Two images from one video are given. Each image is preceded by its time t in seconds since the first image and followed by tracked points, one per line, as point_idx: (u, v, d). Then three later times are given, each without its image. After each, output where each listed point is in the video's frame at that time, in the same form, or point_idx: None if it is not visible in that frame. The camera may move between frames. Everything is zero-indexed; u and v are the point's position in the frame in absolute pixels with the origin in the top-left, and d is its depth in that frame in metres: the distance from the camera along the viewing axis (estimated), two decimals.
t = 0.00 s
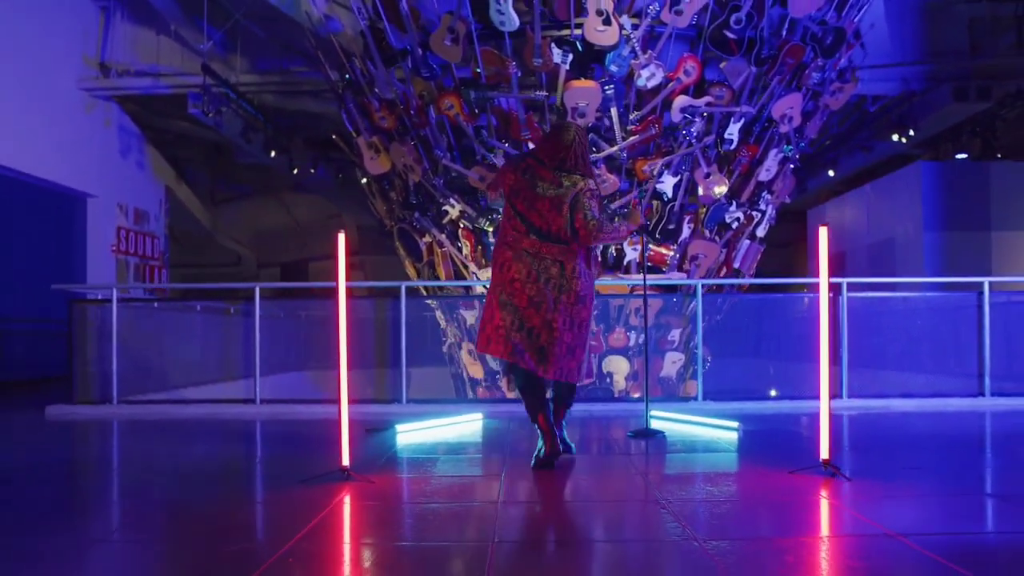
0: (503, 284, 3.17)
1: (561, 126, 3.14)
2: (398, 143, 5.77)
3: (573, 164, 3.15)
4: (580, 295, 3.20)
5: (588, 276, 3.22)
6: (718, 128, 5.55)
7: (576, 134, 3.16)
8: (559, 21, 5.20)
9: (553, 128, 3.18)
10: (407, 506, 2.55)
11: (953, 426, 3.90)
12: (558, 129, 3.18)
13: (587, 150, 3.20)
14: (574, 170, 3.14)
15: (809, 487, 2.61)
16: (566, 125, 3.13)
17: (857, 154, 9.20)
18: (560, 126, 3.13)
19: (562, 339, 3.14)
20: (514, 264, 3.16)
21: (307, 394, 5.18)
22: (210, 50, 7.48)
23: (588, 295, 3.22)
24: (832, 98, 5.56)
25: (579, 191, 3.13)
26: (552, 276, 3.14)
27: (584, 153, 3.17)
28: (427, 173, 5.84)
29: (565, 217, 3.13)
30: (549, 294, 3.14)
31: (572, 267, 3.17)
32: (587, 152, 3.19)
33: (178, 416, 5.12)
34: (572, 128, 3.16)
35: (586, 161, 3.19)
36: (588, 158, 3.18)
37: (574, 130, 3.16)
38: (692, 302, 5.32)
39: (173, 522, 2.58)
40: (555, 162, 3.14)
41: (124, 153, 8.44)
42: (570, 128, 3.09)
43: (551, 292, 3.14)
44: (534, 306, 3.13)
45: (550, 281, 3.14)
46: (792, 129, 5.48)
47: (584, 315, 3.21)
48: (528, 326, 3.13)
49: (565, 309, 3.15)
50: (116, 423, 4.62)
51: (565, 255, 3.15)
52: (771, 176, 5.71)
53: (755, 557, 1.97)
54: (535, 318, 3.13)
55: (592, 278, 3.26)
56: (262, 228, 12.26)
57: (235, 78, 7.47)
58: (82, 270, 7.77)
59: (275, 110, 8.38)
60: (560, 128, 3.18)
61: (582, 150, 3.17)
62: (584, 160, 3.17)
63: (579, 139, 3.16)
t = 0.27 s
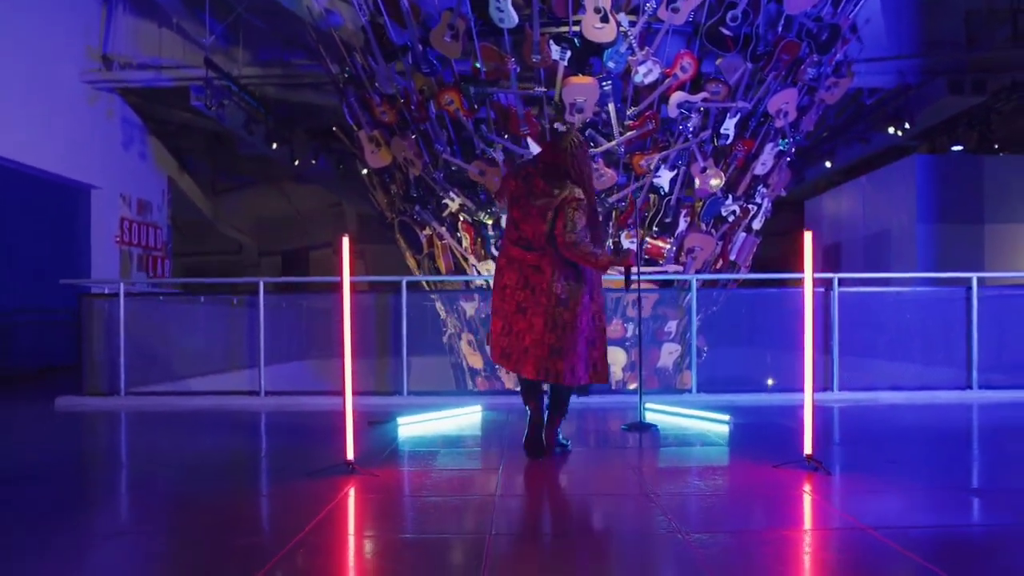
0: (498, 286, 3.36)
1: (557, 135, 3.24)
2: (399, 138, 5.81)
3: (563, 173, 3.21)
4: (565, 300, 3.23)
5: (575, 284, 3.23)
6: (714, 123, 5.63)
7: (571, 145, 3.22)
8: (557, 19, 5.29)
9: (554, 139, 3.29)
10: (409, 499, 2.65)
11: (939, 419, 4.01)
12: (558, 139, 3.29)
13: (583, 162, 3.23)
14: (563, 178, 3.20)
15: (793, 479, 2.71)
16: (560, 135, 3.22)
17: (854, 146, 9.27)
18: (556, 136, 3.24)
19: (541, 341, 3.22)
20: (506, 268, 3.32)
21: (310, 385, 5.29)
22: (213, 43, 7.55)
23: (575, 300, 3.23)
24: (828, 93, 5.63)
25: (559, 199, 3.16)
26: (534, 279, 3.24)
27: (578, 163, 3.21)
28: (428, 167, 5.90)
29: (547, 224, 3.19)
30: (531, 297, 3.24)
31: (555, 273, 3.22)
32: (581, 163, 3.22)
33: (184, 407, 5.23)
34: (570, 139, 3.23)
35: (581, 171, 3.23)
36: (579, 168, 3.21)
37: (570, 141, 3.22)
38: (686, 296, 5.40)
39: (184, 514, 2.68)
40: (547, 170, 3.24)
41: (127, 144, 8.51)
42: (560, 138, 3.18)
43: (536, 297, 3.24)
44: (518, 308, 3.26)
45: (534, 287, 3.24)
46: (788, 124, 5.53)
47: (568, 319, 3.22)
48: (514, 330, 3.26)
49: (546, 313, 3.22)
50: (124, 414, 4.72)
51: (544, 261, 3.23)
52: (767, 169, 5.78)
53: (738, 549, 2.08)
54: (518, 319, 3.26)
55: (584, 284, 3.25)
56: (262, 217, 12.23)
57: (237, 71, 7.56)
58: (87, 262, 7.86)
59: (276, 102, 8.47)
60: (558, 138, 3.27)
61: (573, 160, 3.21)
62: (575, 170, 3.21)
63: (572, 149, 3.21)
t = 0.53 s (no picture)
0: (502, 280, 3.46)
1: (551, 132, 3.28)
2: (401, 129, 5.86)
3: (556, 169, 3.25)
4: (558, 290, 3.29)
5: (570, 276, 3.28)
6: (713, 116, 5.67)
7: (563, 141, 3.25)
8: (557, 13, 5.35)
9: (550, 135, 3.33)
10: (412, 492, 2.72)
11: (932, 411, 4.08)
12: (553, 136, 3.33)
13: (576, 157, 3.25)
14: (556, 174, 3.25)
15: (786, 474, 2.79)
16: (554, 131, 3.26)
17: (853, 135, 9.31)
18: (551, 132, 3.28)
19: (538, 332, 3.29)
20: (507, 263, 3.41)
21: (314, 375, 5.35)
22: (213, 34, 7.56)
23: (566, 289, 3.29)
24: (826, 85, 5.68)
25: (552, 195, 3.22)
26: (531, 273, 3.32)
27: (570, 159, 3.24)
28: (429, 160, 5.92)
29: (540, 217, 3.26)
30: (528, 289, 3.32)
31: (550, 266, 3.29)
32: (575, 158, 3.24)
33: (190, 398, 5.30)
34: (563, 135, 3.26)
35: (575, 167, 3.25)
36: (572, 163, 3.23)
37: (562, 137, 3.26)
38: (685, 288, 5.46)
39: (194, 506, 2.75)
40: (542, 167, 3.29)
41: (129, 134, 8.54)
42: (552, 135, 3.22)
43: (531, 289, 3.32)
44: (517, 301, 3.35)
45: (529, 278, 3.32)
46: (785, 116, 5.57)
47: (560, 308, 3.27)
48: (513, 321, 3.34)
49: (540, 303, 3.29)
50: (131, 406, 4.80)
51: (539, 254, 3.30)
52: (765, 161, 5.83)
53: (732, 543, 2.15)
54: (518, 312, 3.34)
55: (576, 274, 3.30)
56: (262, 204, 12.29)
57: (238, 62, 7.58)
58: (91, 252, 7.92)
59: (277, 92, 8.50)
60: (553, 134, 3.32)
61: (565, 155, 3.24)
62: (569, 165, 3.24)
63: (563, 145, 3.24)
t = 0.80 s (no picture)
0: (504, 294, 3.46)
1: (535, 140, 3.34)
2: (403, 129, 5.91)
3: (547, 175, 3.31)
4: (568, 290, 3.34)
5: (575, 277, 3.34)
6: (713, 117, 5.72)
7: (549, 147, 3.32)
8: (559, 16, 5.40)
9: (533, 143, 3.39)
10: (418, 496, 2.77)
11: (927, 412, 4.15)
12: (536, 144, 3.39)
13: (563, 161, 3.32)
14: (548, 180, 3.31)
15: (782, 478, 2.84)
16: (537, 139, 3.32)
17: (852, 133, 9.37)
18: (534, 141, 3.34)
19: (554, 335, 3.32)
20: (509, 275, 3.42)
21: (318, 375, 5.42)
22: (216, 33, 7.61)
23: (577, 287, 3.35)
24: (826, 86, 5.70)
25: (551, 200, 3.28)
26: (538, 280, 3.34)
27: (558, 164, 3.31)
28: (432, 160, 5.96)
29: (543, 222, 3.30)
30: (537, 296, 3.34)
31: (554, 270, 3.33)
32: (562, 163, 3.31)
33: (195, 398, 5.36)
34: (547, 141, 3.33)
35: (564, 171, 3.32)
36: (561, 167, 3.31)
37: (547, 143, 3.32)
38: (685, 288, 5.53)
39: (204, 508, 2.81)
40: (534, 176, 3.34)
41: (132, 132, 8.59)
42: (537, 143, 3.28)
43: (541, 295, 3.35)
44: (526, 309, 3.36)
45: (537, 285, 3.34)
46: (784, 117, 5.61)
47: (574, 307, 3.33)
48: (527, 330, 3.35)
49: (555, 305, 3.32)
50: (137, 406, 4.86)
51: (544, 261, 3.33)
52: (764, 162, 5.87)
53: (730, 548, 2.21)
54: (529, 320, 3.35)
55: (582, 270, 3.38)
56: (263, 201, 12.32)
57: (241, 61, 7.63)
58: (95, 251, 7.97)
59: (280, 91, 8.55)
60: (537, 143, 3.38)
61: (553, 161, 3.31)
62: (559, 170, 3.31)
63: (550, 152, 3.31)
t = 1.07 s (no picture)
0: (508, 304, 3.42)
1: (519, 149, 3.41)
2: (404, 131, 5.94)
3: (539, 179, 3.38)
4: (576, 287, 3.40)
5: (579, 272, 3.41)
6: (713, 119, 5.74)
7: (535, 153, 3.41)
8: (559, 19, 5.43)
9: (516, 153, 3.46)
10: (420, 501, 2.82)
11: (924, 415, 4.20)
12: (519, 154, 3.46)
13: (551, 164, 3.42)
14: (542, 182, 3.38)
15: (779, 484, 2.89)
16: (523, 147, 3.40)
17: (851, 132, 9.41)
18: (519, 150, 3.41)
19: (570, 330, 3.35)
20: (513, 283, 3.40)
21: (321, 376, 5.46)
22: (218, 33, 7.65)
23: (584, 283, 3.41)
24: (825, 88, 5.73)
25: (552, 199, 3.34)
26: (545, 281, 3.36)
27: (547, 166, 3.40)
28: (433, 162, 5.99)
29: (546, 225, 3.34)
30: (546, 297, 3.35)
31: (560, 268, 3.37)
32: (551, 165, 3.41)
33: (198, 398, 5.40)
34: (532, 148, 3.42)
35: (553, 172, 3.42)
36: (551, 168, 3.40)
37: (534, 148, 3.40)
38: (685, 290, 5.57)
39: (210, 510, 2.86)
40: (527, 181, 3.39)
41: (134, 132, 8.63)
42: (527, 149, 3.36)
43: (550, 296, 3.36)
44: (537, 312, 3.35)
45: (546, 286, 3.36)
46: (784, 118, 5.64)
47: (586, 301, 3.39)
48: (541, 333, 3.34)
49: (567, 304, 3.36)
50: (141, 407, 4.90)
51: (551, 261, 3.36)
52: (763, 163, 5.89)
53: (727, 554, 2.26)
54: (542, 322, 3.35)
55: (585, 267, 3.44)
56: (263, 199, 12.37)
57: (242, 62, 7.66)
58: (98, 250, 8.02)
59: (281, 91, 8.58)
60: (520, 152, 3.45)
61: (544, 164, 3.39)
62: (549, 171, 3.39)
63: (538, 156, 3.39)
